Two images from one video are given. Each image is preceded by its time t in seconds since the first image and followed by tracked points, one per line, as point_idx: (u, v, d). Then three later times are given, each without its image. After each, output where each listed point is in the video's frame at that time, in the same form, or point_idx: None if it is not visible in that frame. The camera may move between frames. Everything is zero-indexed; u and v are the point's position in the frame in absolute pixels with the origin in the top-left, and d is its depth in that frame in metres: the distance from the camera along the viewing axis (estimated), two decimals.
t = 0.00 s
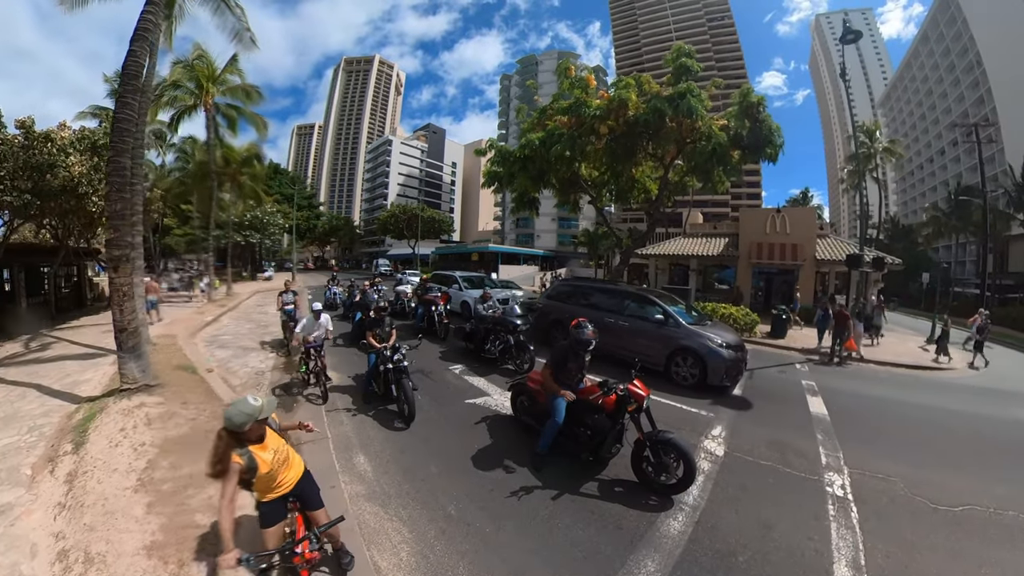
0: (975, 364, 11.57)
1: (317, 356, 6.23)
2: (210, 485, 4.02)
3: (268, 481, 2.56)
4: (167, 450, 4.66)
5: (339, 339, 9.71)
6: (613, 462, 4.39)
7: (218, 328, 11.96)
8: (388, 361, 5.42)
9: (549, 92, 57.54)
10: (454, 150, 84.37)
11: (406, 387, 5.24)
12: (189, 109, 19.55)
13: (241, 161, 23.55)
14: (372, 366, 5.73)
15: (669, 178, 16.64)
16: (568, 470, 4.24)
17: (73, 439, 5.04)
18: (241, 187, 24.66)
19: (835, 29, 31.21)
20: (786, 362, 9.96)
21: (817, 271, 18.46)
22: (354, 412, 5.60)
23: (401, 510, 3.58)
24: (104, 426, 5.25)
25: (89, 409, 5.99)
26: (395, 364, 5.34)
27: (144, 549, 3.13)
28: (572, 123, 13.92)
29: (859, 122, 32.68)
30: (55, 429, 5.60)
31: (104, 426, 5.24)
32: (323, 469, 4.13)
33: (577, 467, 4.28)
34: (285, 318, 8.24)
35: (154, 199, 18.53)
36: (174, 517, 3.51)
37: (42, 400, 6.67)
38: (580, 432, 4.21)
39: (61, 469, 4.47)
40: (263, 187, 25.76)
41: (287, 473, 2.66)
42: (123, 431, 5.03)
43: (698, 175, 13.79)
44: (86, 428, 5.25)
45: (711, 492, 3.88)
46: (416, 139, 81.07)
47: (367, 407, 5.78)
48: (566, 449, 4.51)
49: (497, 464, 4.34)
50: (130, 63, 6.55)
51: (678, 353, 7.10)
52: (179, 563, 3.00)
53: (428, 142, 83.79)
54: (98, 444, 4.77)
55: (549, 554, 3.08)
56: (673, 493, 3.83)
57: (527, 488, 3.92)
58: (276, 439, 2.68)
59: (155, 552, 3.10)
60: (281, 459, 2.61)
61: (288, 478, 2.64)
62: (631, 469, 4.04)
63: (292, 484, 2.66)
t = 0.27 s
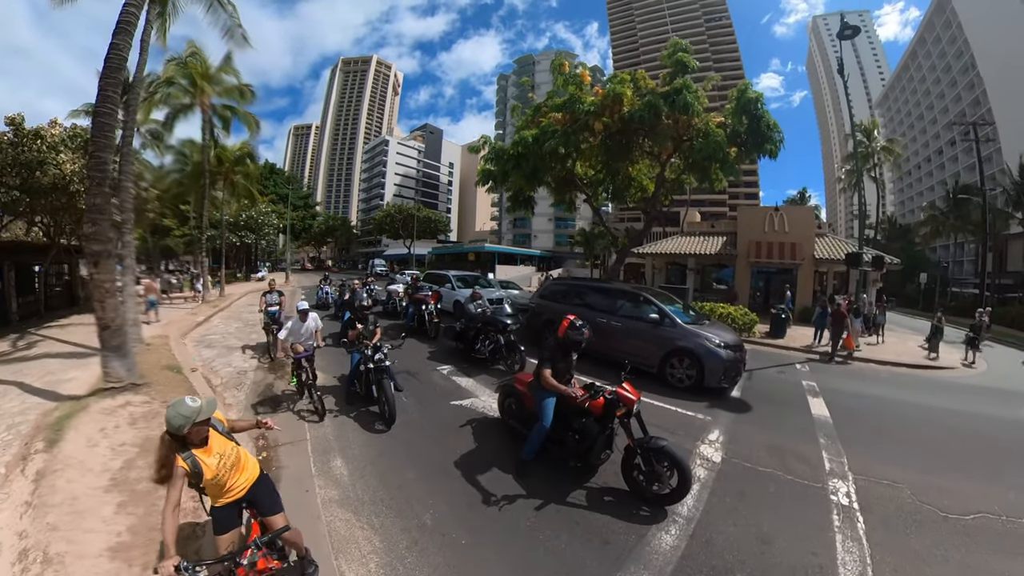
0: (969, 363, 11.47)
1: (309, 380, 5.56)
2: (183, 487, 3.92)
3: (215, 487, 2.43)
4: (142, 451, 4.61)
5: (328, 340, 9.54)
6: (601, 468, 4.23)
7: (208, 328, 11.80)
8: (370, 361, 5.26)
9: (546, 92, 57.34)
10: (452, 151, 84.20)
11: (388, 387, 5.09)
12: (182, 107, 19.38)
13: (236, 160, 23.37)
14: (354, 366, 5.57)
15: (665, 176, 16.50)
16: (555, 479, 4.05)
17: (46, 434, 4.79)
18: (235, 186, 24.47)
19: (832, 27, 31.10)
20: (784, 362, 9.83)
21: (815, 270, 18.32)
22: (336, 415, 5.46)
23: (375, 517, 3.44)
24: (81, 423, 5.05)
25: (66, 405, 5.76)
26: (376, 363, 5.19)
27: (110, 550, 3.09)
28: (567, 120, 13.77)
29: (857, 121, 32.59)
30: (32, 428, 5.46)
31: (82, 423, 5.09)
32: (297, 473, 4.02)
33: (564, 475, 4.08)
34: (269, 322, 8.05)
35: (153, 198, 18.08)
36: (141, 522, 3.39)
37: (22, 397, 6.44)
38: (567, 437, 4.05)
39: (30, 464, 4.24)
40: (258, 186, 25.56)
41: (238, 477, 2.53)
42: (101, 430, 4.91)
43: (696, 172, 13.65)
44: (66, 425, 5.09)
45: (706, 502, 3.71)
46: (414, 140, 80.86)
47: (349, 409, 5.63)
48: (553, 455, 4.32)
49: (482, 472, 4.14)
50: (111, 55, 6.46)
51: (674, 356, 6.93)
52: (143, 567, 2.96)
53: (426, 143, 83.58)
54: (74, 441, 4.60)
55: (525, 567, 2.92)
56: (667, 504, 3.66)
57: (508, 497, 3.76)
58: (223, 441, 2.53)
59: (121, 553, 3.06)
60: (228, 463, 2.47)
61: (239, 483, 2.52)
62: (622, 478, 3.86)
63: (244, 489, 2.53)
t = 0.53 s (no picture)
0: (958, 360, 11.47)
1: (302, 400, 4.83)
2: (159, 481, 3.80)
3: (168, 477, 2.37)
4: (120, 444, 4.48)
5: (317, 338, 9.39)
6: (590, 470, 4.08)
7: (199, 325, 11.65)
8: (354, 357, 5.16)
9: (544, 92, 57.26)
10: (450, 152, 84.08)
11: (370, 384, 4.99)
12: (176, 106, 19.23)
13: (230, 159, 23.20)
14: (338, 361, 5.45)
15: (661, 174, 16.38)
16: (538, 480, 3.91)
17: (28, 427, 4.68)
18: (230, 185, 24.31)
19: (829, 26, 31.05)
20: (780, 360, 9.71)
21: (812, 269, 18.21)
22: (318, 411, 5.35)
23: (349, 519, 3.32)
24: (62, 417, 4.93)
25: (52, 400, 5.70)
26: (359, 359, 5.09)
27: (76, 542, 2.96)
28: (562, 116, 13.65)
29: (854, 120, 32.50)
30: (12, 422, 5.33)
31: (63, 417, 4.96)
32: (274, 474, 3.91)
33: (548, 476, 3.94)
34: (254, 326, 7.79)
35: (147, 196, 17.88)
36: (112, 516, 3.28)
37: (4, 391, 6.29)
38: (553, 437, 3.89)
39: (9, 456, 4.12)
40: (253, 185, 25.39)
41: (194, 467, 2.47)
42: (81, 424, 4.78)
43: (692, 168, 13.52)
44: (46, 418, 4.96)
45: (700, 506, 3.57)
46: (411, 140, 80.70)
47: (332, 405, 5.52)
48: (538, 455, 4.18)
49: (464, 472, 4.00)
50: (98, 47, 6.30)
51: (669, 354, 6.79)
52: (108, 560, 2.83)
53: (424, 143, 83.42)
54: (54, 434, 4.48)
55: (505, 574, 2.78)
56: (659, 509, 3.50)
57: (491, 499, 3.62)
58: (175, 429, 2.48)
59: (88, 546, 2.93)
60: (181, 452, 2.40)
61: (195, 474, 2.45)
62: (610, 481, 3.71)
63: (200, 481, 2.47)
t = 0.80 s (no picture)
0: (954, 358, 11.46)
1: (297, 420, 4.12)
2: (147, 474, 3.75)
3: (145, 467, 2.33)
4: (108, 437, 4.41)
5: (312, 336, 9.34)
6: (580, 468, 4.03)
7: (193, 324, 11.58)
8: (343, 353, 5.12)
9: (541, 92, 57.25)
10: (447, 152, 84.03)
11: (360, 380, 4.94)
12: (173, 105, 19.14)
13: (226, 158, 23.11)
14: (328, 358, 5.42)
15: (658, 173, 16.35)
16: (528, 477, 3.87)
17: (21, 423, 4.64)
18: (226, 184, 24.21)
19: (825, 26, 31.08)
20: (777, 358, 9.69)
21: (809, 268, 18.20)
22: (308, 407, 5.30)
23: (335, 515, 3.28)
24: (53, 412, 4.87)
25: (43, 397, 5.65)
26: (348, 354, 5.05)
27: (59, 534, 2.91)
28: (557, 115, 13.62)
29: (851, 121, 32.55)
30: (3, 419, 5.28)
31: (54, 412, 4.89)
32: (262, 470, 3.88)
33: (536, 474, 3.90)
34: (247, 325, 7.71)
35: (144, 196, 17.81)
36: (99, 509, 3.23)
37: None
38: (542, 434, 3.85)
39: None
40: (248, 184, 25.28)
41: (172, 459, 2.44)
42: (70, 418, 4.68)
43: (688, 167, 13.47)
44: (37, 414, 4.90)
45: (693, 505, 3.51)
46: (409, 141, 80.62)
47: (323, 401, 5.48)
48: (527, 451, 4.14)
49: (453, 469, 3.95)
50: (92, 44, 6.26)
51: (664, 351, 6.76)
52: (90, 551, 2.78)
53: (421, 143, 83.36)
54: (43, 429, 4.40)
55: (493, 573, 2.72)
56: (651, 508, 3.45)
57: (478, 496, 3.56)
58: (155, 419, 2.44)
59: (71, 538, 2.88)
60: (158, 443, 2.37)
61: (172, 466, 2.42)
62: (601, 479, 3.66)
63: (178, 473, 2.43)
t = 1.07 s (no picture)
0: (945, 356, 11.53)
1: (293, 441, 3.54)
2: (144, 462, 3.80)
3: (139, 452, 2.48)
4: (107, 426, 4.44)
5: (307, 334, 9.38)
6: (566, 460, 4.05)
7: (190, 322, 11.60)
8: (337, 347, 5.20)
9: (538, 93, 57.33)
10: (445, 153, 84.06)
11: (351, 373, 4.99)
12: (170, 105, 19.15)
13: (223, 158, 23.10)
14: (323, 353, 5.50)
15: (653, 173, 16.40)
16: (513, 468, 3.90)
17: (19, 416, 4.69)
18: (223, 184, 24.21)
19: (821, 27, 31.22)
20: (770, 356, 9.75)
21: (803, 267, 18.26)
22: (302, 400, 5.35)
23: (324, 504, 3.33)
24: (53, 404, 4.90)
25: (42, 391, 5.68)
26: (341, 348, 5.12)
27: (57, 517, 2.96)
28: (552, 116, 13.67)
29: (846, 121, 32.65)
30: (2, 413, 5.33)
31: (52, 404, 4.90)
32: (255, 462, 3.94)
33: (522, 465, 3.93)
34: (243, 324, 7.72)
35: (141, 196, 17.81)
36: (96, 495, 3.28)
37: None
38: (526, 426, 3.89)
39: None
40: (245, 184, 25.28)
41: (166, 444, 2.57)
42: (67, 410, 4.64)
43: (683, 167, 13.53)
44: (36, 407, 4.93)
45: (678, 497, 3.53)
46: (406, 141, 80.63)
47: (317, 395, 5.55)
48: (513, 444, 4.17)
49: (439, 459, 3.99)
50: (92, 44, 6.30)
51: (654, 347, 6.79)
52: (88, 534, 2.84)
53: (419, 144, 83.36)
54: (41, 420, 4.39)
55: (478, 560, 2.77)
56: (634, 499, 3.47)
57: (464, 486, 3.60)
58: (153, 406, 2.61)
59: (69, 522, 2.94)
60: (153, 428, 2.51)
61: (166, 449, 2.56)
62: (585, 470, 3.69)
63: (171, 456, 2.58)
